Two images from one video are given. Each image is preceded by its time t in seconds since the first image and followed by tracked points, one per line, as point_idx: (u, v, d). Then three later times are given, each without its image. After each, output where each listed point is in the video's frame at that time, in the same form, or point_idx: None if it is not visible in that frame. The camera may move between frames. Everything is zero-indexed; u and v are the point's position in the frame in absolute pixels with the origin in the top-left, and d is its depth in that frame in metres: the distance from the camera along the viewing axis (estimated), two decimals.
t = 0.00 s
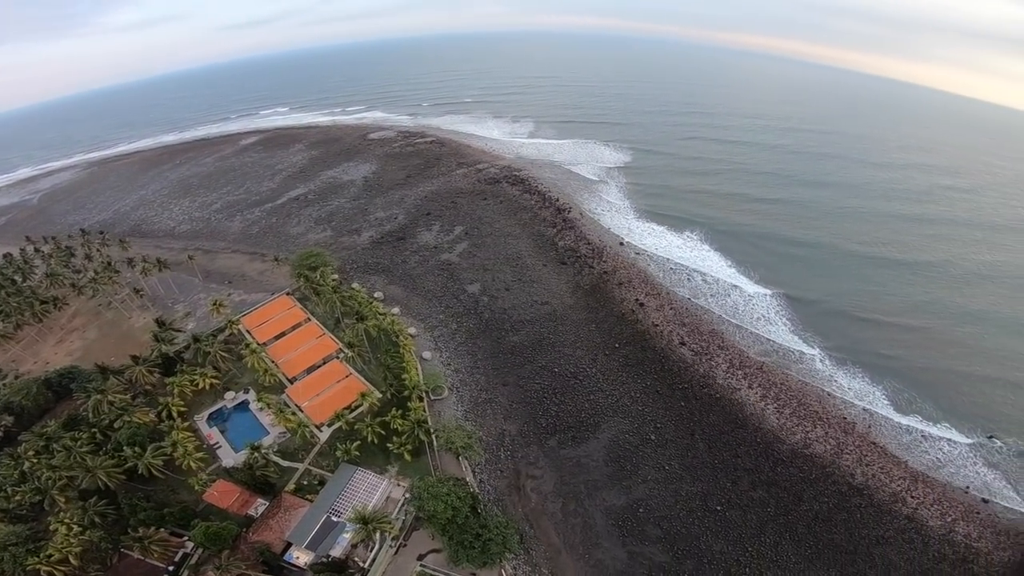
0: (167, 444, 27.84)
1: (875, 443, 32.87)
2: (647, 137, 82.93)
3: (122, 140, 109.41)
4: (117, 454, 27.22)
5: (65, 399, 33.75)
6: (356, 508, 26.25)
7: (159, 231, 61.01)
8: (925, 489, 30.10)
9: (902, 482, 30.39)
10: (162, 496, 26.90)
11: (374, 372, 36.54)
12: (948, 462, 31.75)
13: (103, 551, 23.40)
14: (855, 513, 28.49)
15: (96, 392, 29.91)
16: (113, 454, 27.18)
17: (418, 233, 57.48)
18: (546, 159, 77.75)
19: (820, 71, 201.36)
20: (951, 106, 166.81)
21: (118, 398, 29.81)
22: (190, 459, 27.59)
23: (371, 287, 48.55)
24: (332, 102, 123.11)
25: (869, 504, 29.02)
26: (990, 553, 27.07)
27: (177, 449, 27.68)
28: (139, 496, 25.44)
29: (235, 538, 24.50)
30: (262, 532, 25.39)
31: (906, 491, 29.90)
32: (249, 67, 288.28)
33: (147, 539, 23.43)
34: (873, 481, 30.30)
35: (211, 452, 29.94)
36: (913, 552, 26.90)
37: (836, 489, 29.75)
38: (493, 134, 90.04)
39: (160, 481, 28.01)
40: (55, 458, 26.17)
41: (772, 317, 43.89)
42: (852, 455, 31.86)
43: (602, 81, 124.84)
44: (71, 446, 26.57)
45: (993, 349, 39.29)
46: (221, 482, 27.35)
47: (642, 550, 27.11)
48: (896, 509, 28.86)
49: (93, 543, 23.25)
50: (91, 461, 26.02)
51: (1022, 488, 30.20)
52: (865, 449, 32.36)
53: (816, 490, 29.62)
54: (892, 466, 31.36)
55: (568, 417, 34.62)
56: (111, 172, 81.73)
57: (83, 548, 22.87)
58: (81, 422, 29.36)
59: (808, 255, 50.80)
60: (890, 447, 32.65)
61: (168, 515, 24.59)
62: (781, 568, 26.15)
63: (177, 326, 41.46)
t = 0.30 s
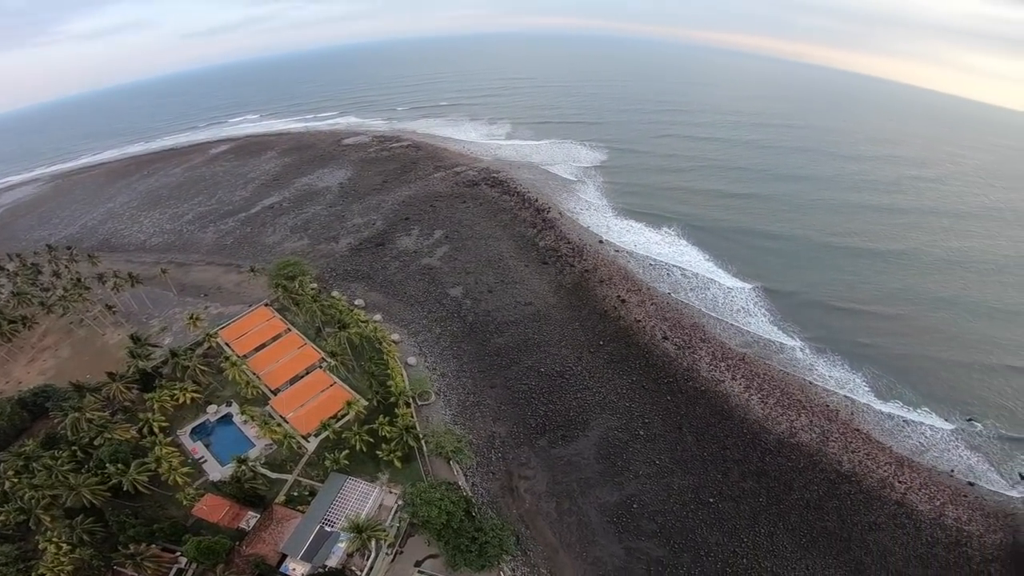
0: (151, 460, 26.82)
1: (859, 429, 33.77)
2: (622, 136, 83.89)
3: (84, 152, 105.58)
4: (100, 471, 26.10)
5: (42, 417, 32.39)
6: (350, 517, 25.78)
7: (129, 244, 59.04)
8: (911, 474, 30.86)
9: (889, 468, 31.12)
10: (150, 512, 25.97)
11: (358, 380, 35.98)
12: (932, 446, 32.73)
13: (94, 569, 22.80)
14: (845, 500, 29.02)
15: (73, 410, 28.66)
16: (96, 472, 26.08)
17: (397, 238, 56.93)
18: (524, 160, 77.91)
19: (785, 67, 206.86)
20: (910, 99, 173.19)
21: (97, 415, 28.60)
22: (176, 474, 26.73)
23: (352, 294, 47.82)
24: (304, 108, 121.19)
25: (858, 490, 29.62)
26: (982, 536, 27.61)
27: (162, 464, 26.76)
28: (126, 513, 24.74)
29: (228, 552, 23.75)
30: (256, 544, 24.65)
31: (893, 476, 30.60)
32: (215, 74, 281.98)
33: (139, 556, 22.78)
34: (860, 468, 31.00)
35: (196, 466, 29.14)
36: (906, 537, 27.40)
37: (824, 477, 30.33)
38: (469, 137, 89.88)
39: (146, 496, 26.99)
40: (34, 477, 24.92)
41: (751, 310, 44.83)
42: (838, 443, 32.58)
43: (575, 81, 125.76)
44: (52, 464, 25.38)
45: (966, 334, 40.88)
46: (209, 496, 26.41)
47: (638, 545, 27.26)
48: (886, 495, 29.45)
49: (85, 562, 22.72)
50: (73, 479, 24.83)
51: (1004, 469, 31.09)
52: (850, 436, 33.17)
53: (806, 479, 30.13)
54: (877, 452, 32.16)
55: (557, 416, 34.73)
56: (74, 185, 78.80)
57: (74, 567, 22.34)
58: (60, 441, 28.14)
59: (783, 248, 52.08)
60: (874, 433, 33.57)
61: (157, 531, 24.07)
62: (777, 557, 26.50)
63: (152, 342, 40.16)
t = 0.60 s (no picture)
0: (138, 475, 26.03)
1: (843, 418, 34.66)
2: (599, 136, 84.69)
3: (46, 164, 101.85)
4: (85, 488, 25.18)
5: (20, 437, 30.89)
6: (344, 526, 25.32)
7: (101, 259, 57.18)
8: (897, 460, 31.66)
9: (875, 454, 31.92)
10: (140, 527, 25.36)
11: (344, 389, 35.40)
12: (916, 432, 33.77)
13: None
14: (835, 489, 29.65)
15: (51, 428, 27.68)
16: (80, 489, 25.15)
17: (378, 244, 56.40)
18: (503, 161, 78.05)
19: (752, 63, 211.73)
20: (872, 92, 178.98)
21: (77, 432, 27.66)
22: (163, 489, 25.89)
23: (334, 302, 47.13)
24: (276, 115, 119.23)
25: (847, 478, 30.30)
26: (974, 521, 28.35)
27: (148, 479, 25.88)
28: (116, 530, 23.96)
29: (222, 567, 23.33)
30: (250, 557, 24.34)
31: (880, 463, 31.35)
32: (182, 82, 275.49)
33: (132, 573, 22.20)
34: (848, 455, 31.72)
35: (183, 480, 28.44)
36: (898, 523, 28.04)
37: (813, 466, 30.96)
38: (447, 140, 89.62)
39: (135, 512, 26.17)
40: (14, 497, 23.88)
41: (732, 303, 45.71)
42: (824, 432, 33.38)
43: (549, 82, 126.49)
44: (35, 483, 24.42)
45: (939, 321, 42.40)
46: (200, 509, 25.96)
47: (635, 541, 27.49)
48: (874, 482, 30.16)
49: None
50: (58, 497, 23.97)
51: (986, 453, 32.15)
52: (835, 425, 34.01)
53: (795, 469, 30.74)
54: (863, 439, 32.99)
55: (546, 416, 34.84)
56: (38, 199, 75.93)
57: None
58: (40, 459, 27.18)
59: (760, 242, 53.28)
60: (857, 421, 34.47)
61: (149, 546, 23.48)
62: (772, 547, 26.95)
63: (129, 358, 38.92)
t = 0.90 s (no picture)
0: (124, 492, 25.38)
1: (826, 406, 35.65)
2: (575, 136, 85.38)
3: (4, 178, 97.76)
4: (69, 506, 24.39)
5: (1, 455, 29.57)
6: (338, 536, 25.14)
7: (70, 275, 55.25)
8: (882, 447, 32.58)
9: (860, 442, 32.82)
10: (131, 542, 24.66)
11: (329, 398, 34.85)
12: (898, 419, 34.94)
13: None
14: (824, 477, 30.36)
15: (28, 446, 26.63)
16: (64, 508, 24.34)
17: (357, 250, 55.80)
18: (481, 163, 78.10)
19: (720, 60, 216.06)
20: (836, 86, 184.26)
21: (57, 449, 26.69)
22: (150, 504, 25.07)
23: (314, 311, 46.41)
24: (247, 122, 116.90)
25: (834, 466, 31.06)
26: (962, 505, 29.22)
27: (134, 495, 25.10)
28: (105, 547, 23.31)
29: None
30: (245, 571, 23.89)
31: (865, 450, 32.22)
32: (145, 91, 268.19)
33: None
34: (833, 443, 32.56)
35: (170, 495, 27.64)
36: (889, 509, 28.75)
37: (800, 455, 31.69)
38: (424, 143, 89.19)
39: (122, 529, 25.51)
40: None
41: (712, 298, 46.65)
42: (808, 420, 34.26)
43: (524, 83, 126.95)
44: (18, 501, 23.32)
45: (911, 309, 44.01)
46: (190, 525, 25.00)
47: (631, 537, 27.77)
48: (861, 469, 30.96)
49: None
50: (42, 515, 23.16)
51: (967, 437, 33.48)
52: (818, 413, 34.98)
53: (783, 459, 31.44)
54: (847, 427, 33.95)
55: (535, 416, 35.03)
56: None
57: None
58: (18, 479, 26.09)
59: (736, 237, 54.50)
60: (841, 409, 35.48)
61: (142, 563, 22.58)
62: (767, 536, 27.42)
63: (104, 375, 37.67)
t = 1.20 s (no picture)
0: (110, 509, 24.67)
1: (808, 395, 36.74)
2: (550, 137, 85.98)
3: None
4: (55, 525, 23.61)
5: None
6: (332, 546, 24.86)
7: (36, 293, 53.08)
8: (865, 433, 33.73)
9: (843, 429, 33.92)
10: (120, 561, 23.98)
11: (313, 408, 34.20)
12: (879, 405, 36.18)
13: None
14: (812, 465, 31.20)
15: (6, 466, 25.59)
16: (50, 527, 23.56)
17: (335, 258, 55.13)
18: (458, 167, 78.06)
19: (687, 58, 220.32)
20: (799, 80, 189.64)
21: (38, 469, 25.78)
22: (138, 520, 24.39)
23: (293, 321, 45.63)
24: (215, 130, 114.23)
25: (820, 454, 31.96)
26: (947, 488, 30.30)
27: (122, 512, 24.45)
28: (96, 567, 22.65)
29: None
30: None
31: (848, 437, 33.32)
32: (105, 102, 259.81)
33: None
34: (817, 432, 33.55)
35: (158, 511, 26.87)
36: (877, 495, 29.64)
37: (787, 445, 32.55)
38: (399, 148, 88.59)
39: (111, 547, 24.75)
40: None
41: (691, 293, 47.59)
42: (791, 410, 35.27)
43: (496, 85, 127.31)
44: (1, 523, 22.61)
45: (883, 297, 45.71)
46: (181, 540, 24.65)
47: (627, 533, 28.10)
48: (846, 456, 31.94)
49: None
50: (28, 535, 22.38)
51: (947, 421, 34.79)
52: (801, 402, 36.02)
53: (770, 448, 32.24)
54: (830, 415, 35.04)
55: (523, 417, 35.20)
56: None
57: None
58: None
59: (711, 232, 55.76)
60: (822, 397, 36.62)
61: None
62: (760, 526, 27.99)
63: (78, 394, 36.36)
